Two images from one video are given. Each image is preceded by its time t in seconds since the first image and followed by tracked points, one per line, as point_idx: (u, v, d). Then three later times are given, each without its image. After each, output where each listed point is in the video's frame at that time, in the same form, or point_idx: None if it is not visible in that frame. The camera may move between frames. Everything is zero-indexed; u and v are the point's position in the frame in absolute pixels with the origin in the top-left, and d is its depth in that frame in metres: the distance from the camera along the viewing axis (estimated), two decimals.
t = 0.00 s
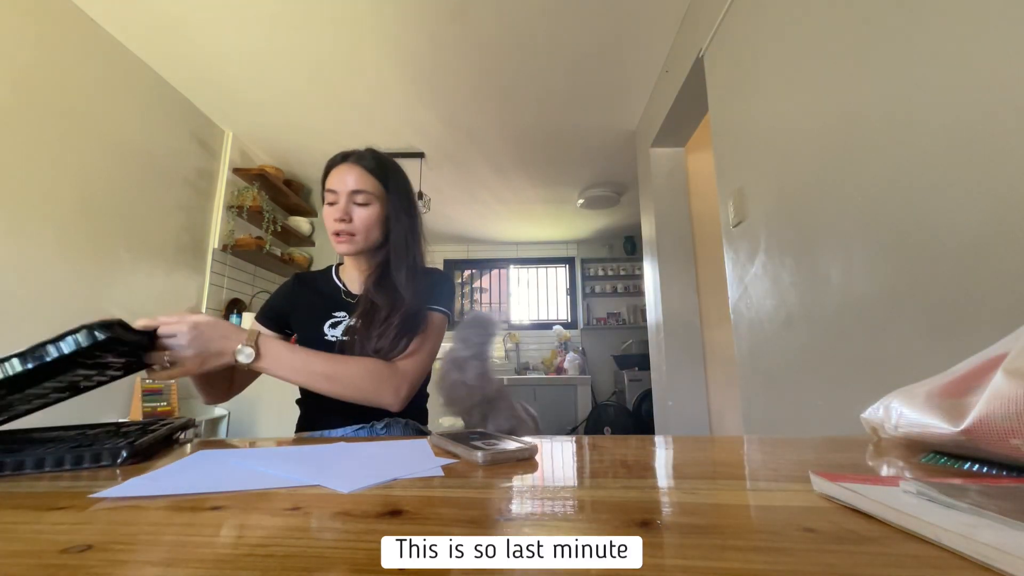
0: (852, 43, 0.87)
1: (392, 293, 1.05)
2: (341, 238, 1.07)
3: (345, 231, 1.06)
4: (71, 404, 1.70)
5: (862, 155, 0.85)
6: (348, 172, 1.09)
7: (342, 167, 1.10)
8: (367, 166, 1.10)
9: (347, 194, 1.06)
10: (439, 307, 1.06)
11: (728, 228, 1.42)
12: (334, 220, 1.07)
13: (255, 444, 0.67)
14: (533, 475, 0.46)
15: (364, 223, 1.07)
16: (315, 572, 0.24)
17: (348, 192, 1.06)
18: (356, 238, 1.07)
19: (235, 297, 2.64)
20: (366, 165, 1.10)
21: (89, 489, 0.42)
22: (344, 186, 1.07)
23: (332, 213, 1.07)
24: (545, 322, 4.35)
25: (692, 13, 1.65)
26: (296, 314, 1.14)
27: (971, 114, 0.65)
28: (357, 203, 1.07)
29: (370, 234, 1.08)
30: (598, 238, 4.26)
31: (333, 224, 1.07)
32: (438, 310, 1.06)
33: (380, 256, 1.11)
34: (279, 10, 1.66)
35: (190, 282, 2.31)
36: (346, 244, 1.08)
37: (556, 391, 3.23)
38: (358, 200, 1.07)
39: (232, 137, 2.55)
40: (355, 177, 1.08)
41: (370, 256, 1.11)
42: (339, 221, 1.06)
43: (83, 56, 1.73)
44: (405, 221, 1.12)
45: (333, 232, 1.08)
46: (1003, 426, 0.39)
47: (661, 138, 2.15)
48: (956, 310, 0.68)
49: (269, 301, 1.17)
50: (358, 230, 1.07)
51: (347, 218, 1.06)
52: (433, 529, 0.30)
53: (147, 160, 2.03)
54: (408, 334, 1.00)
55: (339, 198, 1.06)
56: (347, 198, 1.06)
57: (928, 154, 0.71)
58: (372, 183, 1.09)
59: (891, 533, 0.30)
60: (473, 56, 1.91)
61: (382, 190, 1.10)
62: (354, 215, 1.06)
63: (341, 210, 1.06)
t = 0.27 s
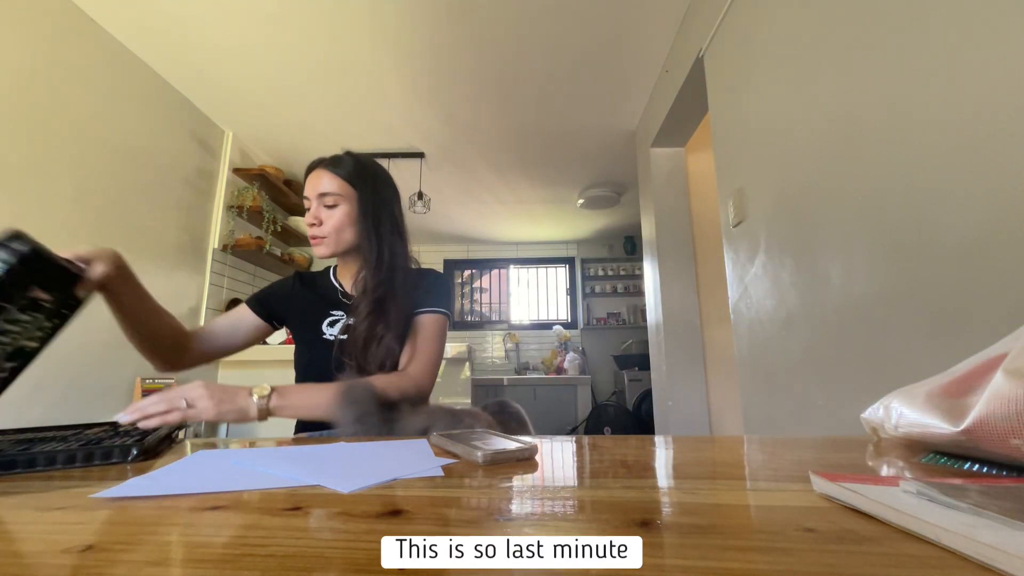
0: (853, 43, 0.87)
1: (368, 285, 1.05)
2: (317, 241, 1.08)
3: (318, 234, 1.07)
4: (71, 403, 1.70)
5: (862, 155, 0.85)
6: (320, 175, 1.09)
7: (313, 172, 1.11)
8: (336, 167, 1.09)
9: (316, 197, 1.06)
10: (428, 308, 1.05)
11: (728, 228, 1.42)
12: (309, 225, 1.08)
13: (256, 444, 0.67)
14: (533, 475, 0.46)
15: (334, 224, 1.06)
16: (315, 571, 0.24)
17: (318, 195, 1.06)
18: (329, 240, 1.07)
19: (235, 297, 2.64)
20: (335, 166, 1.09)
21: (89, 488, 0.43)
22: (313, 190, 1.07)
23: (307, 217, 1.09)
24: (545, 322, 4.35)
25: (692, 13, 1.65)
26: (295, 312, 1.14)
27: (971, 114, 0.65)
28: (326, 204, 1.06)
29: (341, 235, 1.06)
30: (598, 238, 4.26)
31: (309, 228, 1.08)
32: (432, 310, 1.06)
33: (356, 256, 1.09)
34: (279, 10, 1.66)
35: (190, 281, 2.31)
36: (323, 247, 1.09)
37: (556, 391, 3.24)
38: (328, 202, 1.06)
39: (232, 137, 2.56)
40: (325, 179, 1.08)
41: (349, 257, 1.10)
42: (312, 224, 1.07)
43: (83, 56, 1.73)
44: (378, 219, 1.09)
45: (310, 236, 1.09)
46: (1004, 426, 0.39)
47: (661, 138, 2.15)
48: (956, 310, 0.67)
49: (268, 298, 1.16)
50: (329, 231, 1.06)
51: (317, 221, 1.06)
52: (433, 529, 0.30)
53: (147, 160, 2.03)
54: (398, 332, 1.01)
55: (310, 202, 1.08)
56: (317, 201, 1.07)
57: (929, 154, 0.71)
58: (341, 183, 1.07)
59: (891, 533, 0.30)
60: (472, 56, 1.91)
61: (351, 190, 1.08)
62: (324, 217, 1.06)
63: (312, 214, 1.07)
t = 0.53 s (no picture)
0: (852, 43, 0.87)
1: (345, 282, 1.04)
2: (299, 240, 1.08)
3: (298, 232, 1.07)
4: (70, 404, 1.70)
5: (862, 155, 0.85)
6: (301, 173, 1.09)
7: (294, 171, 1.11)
8: (315, 164, 1.09)
9: (296, 195, 1.06)
10: (423, 311, 1.04)
11: (728, 228, 1.42)
12: (290, 223, 1.08)
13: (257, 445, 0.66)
14: (533, 475, 0.46)
15: (313, 221, 1.05)
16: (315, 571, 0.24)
17: (297, 193, 1.06)
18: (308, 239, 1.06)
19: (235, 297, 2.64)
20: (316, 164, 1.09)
21: (88, 489, 0.43)
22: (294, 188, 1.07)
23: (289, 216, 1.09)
24: (545, 322, 4.35)
25: (692, 13, 1.65)
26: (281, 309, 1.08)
27: (971, 115, 0.65)
28: (306, 202, 1.06)
29: (321, 233, 1.06)
30: (598, 238, 4.27)
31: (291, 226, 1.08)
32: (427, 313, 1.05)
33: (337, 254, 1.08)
34: (279, 10, 1.66)
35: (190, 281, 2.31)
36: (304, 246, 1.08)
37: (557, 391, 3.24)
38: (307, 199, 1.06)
39: (232, 137, 2.56)
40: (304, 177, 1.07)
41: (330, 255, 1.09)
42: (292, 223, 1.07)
43: (83, 57, 1.73)
44: (359, 215, 1.08)
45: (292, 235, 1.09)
46: (1003, 426, 0.39)
47: (661, 138, 2.15)
48: (956, 310, 0.67)
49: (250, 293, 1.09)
50: (308, 229, 1.06)
51: (297, 218, 1.06)
52: (433, 529, 0.30)
53: (147, 160, 2.02)
54: (383, 331, 1.01)
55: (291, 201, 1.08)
56: (297, 198, 1.06)
57: (928, 154, 0.71)
58: (320, 180, 1.06)
59: (891, 533, 0.30)
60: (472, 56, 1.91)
61: (331, 187, 1.07)
62: (304, 215, 1.06)
63: (293, 212, 1.07)
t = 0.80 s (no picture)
0: (853, 42, 0.87)
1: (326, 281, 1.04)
2: (286, 234, 1.08)
3: (285, 227, 1.06)
4: (70, 404, 1.69)
5: (862, 155, 0.85)
6: (288, 166, 1.08)
7: (281, 162, 1.10)
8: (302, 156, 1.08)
9: (284, 189, 1.06)
10: (413, 311, 1.03)
11: (728, 228, 1.42)
12: (277, 217, 1.08)
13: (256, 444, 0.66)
14: (533, 475, 0.46)
15: (301, 216, 1.05)
16: (314, 571, 0.24)
17: (285, 187, 1.06)
18: (296, 233, 1.06)
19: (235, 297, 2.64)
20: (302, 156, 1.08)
21: (88, 489, 0.42)
22: (281, 181, 1.07)
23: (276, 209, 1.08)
24: (545, 323, 4.36)
25: (692, 12, 1.65)
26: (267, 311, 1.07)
27: (971, 114, 0.65)
28: (294, 196, 1.06)
29: (309, 228, 1.06)
30: (598, 238, 4.27)
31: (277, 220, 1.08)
32: (418, 313, 1.03)
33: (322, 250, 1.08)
34: (279, 10, 1.66)
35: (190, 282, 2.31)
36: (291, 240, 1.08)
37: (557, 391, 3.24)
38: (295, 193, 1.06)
39: (232, 137, 2.56)
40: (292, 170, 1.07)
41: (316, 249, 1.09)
42: (279, 217, 1.07)
43: (83, 57, 1.73)
44: (344, 212, 1.08)
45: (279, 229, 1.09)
46: (1004, 426, 0.39)
47: (662, 138, 2.15)
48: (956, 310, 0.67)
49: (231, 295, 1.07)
50: (295, 224, 1.06)
51: (284, 213, 1.06)
52: (432, 529, 0.30)
53: (146, 160, 2.02)
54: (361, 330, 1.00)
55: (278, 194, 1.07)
56: (285, 192, 1.06)
57: (928, 153, 0.71)
58: (308, 174, 1.06)
59: (892, 534, 0.30)
60: (472, 56, 1.91)
61: (317, 181, 1.07)
62: (291, 209, 1.06)
63: (280, 206, 1.06)
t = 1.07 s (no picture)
0: (853, 42, 0.87)
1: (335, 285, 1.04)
2: (289, 232, 1.04)
3: (292, 225, 1.03)
4: (70, 404, 1.69)
5: (862, 155, 0.85)
6: (298, 162, 1.05)
7: (289, 156, 1.06)
8: (315, 156, 1.06)
9: (295, 187, 1.03)
10: (411, 312, 1.03)
11: (728, 228, 1.42)
12: (281, 214, 1.03)
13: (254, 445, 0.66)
14: (533, 475, 0.46)
15: (312, 217, 1.03)
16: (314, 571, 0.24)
17: (297, 185, 1.03)
18: (302, 233, 1.03)
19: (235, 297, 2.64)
20: (315, 155, 1.06)
21: (88, 489, 0.42)
22: (292, 178, 1.03)
23: (280, 205, 1.04)
24: (545, 322, 4.36)
25: (692, 12, 1.65)
26: (258, 314, 1.07)
27: (972, 114, 0.65)
28: (307, 196, 1.03)
29: (319, 230, 1.04)
30: (598, 238, 4.27)
31: (281, 217, 1.04)
32: (416, 314, 1.04)
33: (327, 253, 1.07)
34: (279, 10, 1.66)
35: (190, 282, 2.31)
36: (294, 239, 1.05)
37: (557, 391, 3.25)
38: (307, 193, 1.03)
39: (232, 137, 2.56)
40: (305, 168, 1.04)
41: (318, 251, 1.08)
42: (286, 214, 1.03)
43: (83, 57, 1.73)
44: (352, 218, 1.09)
45: (281, 225, 1.04)
46: (1004, 425, 0.39)
47: (661, 138, 2.15)
48: (956, 310, 0.67)
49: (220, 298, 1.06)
50: (306, 224, 1.03)
51: (294, 211, 1.02)
52: (432, 528, 0.30)
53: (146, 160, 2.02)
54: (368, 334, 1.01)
55: (286, 190, 1.03)
56: (295, 190, 1.03)
57: (929, 153, 0.71)
58: (322, 176, 1.04)
59: (892, 533, 0.30)
60: (472, 56, 1.91)
61: (331, 183, 1.06)
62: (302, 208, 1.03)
63: (289, 204, 1.03)
